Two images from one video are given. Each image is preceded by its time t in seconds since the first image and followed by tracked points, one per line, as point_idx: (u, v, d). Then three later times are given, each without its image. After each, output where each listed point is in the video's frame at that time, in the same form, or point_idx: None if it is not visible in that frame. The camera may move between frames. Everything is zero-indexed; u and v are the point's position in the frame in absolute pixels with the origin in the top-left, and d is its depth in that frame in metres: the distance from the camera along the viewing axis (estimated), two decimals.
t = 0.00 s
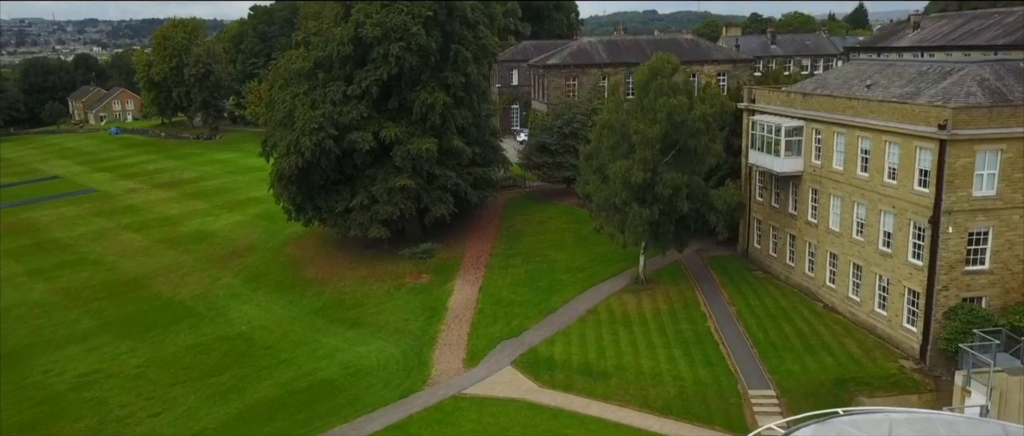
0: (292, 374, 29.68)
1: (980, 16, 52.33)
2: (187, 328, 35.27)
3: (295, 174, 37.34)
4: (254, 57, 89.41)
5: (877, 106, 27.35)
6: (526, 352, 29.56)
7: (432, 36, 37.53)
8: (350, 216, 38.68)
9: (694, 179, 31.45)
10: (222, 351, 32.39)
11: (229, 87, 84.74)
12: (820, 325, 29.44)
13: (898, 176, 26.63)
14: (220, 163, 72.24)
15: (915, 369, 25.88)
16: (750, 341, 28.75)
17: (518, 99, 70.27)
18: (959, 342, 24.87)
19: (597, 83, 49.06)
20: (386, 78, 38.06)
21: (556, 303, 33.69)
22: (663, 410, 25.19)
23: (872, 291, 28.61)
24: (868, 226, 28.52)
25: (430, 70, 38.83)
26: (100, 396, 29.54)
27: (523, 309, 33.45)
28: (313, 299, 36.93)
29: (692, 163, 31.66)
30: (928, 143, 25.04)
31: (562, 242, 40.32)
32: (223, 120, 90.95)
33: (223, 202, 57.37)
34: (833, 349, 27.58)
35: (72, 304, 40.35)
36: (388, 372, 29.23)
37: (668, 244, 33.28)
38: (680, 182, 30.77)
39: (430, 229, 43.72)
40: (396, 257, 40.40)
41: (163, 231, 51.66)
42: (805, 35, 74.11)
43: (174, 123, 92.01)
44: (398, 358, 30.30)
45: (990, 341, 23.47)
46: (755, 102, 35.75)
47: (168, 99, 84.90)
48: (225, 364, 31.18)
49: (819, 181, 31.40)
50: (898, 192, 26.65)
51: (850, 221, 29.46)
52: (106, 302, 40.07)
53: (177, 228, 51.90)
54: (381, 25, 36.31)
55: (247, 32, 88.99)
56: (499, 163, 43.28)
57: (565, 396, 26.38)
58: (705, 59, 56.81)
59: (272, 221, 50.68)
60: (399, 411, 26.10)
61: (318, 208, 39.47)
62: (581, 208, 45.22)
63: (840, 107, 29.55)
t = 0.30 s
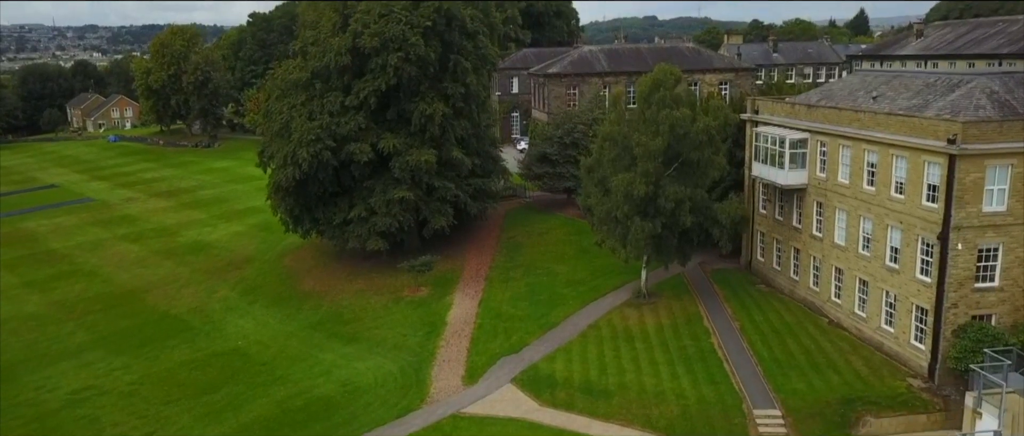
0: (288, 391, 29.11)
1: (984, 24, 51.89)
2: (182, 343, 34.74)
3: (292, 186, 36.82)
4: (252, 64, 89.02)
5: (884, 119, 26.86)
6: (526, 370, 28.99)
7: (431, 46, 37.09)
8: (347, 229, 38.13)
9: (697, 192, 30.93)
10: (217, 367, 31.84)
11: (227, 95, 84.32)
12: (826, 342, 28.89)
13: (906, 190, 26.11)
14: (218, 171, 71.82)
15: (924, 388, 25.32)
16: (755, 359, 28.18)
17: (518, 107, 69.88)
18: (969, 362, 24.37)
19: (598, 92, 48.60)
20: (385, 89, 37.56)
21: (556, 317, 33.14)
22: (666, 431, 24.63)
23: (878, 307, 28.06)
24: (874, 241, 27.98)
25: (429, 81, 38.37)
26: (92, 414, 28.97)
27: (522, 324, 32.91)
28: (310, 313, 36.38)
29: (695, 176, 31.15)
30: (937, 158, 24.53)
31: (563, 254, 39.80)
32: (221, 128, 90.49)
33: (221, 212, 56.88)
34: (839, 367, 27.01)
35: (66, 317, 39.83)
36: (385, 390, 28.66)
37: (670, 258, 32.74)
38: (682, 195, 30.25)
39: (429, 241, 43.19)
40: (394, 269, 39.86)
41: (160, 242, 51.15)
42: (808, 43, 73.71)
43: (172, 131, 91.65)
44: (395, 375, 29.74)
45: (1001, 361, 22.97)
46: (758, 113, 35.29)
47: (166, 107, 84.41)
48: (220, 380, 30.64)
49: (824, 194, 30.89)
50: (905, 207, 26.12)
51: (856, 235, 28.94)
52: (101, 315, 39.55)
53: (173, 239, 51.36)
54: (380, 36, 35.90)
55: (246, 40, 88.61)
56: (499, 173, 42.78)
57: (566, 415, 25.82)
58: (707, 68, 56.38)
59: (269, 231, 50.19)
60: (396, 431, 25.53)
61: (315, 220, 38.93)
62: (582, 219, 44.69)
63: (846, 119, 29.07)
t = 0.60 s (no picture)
0: (283, 409, 28.56)
1: (989, 32, 51.48)
2: (177, 357, 34.21)
3: (289, 198, 36.31)
4: (251, 71, 88.66)
5: (891, 132, 26.38)
6: (527, 387, 28.43)
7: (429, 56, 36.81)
8: (345, 241, 37.59)
9: (700, 205, 30.43)
10: (212, 384, 31.29)
11: (226, 103, 83.86)
12: (832, 359, 28.32)
13: (914, 205, 25.60)
14: (216, 179, 71.38)
15: (932, 408, 24.74)
16: (760, 376, 27.62)
17: (518, 115, 69.41)
18: (979, 381, 23.88)
19: (599, 102, 48.16)
20: (383, 99, 37.12)
21: (557, 332, 32.62)
22: None
23: (885, 323, 27.52)
24: (881, 256, 27.47)
25: (428, 91, 37.97)
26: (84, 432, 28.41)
27: (523, 339, 32.39)
28: (308, 326, 35.85)
29: (698, 189, 30.66)
30: (946, 173, 24.04)
31: (564, 266, 39.29)
32: (220, 136, 90.04)
33: (218, 222, 56.41)
34: (846, 386, 26.44)
35: (61, 330, 39.28)
36: (382, 408, 28.10)
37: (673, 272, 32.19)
38: (685, 209, 29.75)
39: (428, 253, 42.69)
40: (393, 282, 39.33)
41: (157, 252, 50.65)
42: (810, 51, 73.32)
43: (171, 139, 91.27)
44: (393, 392, 29.18)
45: (1013, 381, 22.49)
46: (762, 124, 34.82)
47: (165, 115, 83.94)
48: (215, 397, 30.10)
49: (829, 208, 30.38)
50: (913, 222, 25.60)
51: (862, 250, 28.42)
52: (96, 328, 39.03)
53: (170, 249, 50.84)
54: (378, 46, 35.80)
55: (245, 47, 88.28)
56: (499, 184, 42.29)
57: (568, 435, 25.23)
58: (708, 76, 55.96)
59: (267, 242, 49.70)
60: None
61: (313, 232, 38.40)
62: (582, 230, 44.19)
63: (851, 131, 28.59)
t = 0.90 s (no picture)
0: (279, 427, 28.03)
1: (993, 40, 51.10)
2: (172, 373, 33.68)
3: (286, 210, 35.79)
4: (250, 79, 88.20)
5: (899, 147, 25.90)
6: (527, 405, 27.89)
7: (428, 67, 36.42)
8: (343, 253, 37.06)
9: (703, 220, 29.93)
10: (207, 400, 30.75)
11: (225, 110, 83.42)
12: (838, 377, 27.77)
13: (922, 220, 25.08)
14: (215, 187, 70.94)
15: (941, 428, 24.18)
16: (765, 394, 27.06)
17: (518, 123, 68.93)
18: (989, 402, 23.30)
19: (600, 111, 47.70)
20: (382, 110, 36.65)
21: (557, 347, 32.10)
22: None
23: (893, 340, 26.98)
24: (888, 272, 26.95)
25: (427, 102, 37.55)
26: None
27: (523, 355, 31.85)
28: (305, 341, 35.32)
29: (701, 203, 30.15)
30: (956, 188, 23.53)
31: (564, 279, 38.79)
32: (219, 144, 89.56)
33: (216, 232, 55.93)
34: (853, 405, 25.88)
35: (55, 344, 38.74)
36: (380, 426, 27.56)
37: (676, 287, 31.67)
38: (688, 222, 29.22)
39: (427, 265, 42.16)
40: (391, 295, 38.80)
41: (154, 263, 50.12)
42: (812, 59, 72.85)
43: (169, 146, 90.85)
44: (391, 410, 28.63)
45: None
46: (766, 136, 34.35)
47: (163, 122, 83.48)
48: (209, 415, 29.58)
49: (834, 222, 29.87)
50: (922, 238, 25.09)
51: (869, 265, 27.90)
52: (90, 342, 38.51)
53: (167, 260, 50.32)
54: (376, 56, 35.20)
55: (244, 54, 87.93)
56: (499, 195, 41.80)
57: None
58: (710, 85, 55.50)
59: (265, 253, 49.20)
60: None
61: (311, 244, 37.87)
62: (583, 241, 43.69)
63: (857, 145, 28.11)
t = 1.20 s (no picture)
0: None
1: (998, 49, 50.69)
2: (168, 389, 33.16)
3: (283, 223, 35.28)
4: (249, 86, 87.69)
5: (907, 162, 25.40)
6: (528, 424, 27.33)
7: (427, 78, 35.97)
8: (341, 267, 36.52)
9: (707, 235, 29.42)
10: (202, 418, 30.21)
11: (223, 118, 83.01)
12: (845, 395, 27.23)
13: (931, 237, 24.56)
14: (213, 196, 70.51)
15: None
16: (770, 414, 26.51)
17: (518, 132, 68.59)
18: (1001, 424, 22.86)
19: (601, 121, 47.25)
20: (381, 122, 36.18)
21: (558, 364, 31.58)
22: None
23: (900, 359, 26.45)
24: (896, 290, 26.43)
25: (426, 114, 37.12)
26: None
27: (524, 372, 31.32)
28: (302, 356, 34.79)
29: (705, 218, 29.65)
30: (966, 206, 23.02)
31: (566, 293, 38.29)
32: (217, 152, 89.10)
33: (214, 242, 55.45)
34: (861, 425, 25.33)
35: (49, 358, 38.20)
36: None
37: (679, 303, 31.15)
38: (692, 238, 28.70)
39: (426, 278, 41.65)
40: (390, 309, 38.26)
41: (150, 275, 49.61)
42: (814, 67, 72.49)
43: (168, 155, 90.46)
44: (389, 429, 28.08)
45: None
46: (770, 148, 33.89)
47: (162, 130, 83.04)
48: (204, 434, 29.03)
49: (840, 237, 29.36)
50: (931, 255, 24.57)
51: (876, 282, 27.38)
52: (85, 356, 37.96)
53: (164, 271, 49.79)
54: (374, 68, 34.90)
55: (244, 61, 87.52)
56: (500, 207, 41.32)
57: None
58: (712, 95, 54.98)
59: (263, 264, 48.71)
60: None
61: (308, 257, 37.33)
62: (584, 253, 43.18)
63: (864, 159, 27.63)
